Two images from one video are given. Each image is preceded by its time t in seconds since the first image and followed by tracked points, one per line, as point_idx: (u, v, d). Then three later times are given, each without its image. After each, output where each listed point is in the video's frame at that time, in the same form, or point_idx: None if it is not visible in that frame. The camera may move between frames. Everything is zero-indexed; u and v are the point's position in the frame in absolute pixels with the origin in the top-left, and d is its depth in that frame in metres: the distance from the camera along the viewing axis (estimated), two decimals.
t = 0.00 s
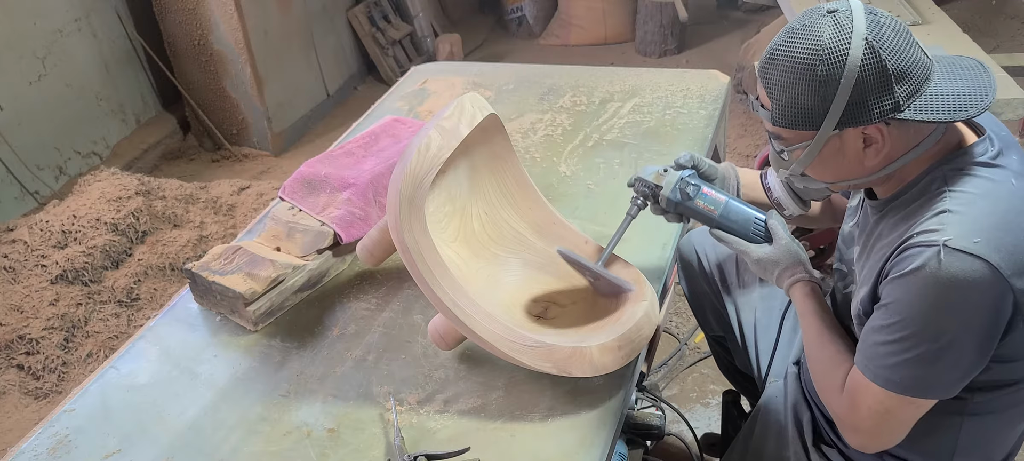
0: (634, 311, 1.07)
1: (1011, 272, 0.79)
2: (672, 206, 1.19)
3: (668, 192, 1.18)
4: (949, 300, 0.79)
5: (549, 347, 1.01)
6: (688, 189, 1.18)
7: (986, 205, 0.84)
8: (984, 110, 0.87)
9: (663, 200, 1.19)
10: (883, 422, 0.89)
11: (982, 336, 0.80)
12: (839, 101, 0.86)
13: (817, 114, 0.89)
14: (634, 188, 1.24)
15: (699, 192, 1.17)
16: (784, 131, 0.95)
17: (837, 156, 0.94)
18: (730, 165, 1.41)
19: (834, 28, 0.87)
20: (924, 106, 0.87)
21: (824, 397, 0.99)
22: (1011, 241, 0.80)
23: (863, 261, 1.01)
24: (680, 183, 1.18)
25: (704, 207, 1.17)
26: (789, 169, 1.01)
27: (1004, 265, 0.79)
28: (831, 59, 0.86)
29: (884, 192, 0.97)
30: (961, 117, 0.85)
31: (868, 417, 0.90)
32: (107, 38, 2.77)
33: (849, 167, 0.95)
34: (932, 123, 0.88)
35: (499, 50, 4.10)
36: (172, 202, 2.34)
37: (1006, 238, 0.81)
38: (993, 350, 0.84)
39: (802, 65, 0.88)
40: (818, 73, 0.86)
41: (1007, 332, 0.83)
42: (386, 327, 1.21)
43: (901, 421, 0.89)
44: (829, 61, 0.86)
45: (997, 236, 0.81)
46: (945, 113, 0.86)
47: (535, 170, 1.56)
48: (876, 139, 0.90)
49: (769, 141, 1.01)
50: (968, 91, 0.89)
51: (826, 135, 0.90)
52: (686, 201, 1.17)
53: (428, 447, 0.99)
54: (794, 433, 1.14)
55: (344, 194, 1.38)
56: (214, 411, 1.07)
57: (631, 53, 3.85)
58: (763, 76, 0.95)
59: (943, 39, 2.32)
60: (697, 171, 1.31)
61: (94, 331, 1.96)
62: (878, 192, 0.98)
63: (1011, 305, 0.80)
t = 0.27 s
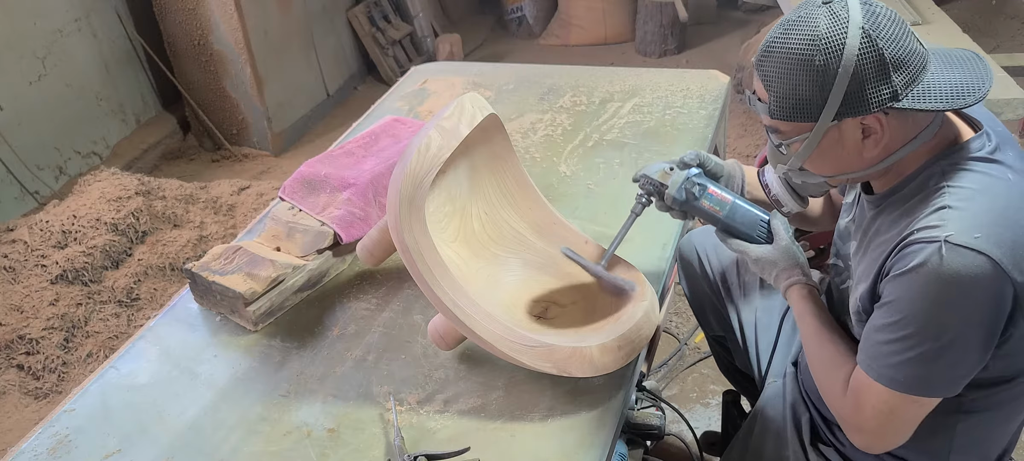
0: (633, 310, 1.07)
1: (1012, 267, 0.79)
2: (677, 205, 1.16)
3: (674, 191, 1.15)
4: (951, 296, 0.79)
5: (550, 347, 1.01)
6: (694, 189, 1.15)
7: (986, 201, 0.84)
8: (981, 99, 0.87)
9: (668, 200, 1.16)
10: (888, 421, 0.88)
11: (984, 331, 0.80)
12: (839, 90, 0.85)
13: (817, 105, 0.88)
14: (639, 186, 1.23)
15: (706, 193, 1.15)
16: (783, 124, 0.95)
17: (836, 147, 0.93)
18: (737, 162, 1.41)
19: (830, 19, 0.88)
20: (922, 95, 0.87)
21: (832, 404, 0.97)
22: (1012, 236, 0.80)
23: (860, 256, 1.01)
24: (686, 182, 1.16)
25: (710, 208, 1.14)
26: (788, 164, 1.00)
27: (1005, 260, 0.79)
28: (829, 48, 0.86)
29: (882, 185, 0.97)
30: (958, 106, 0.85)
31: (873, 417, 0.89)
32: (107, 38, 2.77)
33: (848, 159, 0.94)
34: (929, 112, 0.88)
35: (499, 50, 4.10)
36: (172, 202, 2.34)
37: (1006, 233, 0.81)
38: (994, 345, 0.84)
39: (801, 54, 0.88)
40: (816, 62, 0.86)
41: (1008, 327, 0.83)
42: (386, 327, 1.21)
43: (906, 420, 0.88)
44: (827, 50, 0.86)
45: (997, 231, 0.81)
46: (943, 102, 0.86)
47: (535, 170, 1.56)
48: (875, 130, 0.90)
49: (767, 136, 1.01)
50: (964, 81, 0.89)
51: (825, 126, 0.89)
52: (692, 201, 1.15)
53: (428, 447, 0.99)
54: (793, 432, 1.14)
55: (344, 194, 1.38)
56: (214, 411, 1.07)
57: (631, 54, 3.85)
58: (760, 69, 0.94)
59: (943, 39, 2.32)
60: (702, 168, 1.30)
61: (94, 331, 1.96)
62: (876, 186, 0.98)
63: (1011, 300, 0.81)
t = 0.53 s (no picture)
0: (635, 311, 1.08)
1: None
2: (678, 235, 1.15)
3: (677, 220, 1.13)
4: (972, 302, 0.77)
5: (550, 347, 1.01)
6: (697, 219, 1.14)
7: (996, 199, 0.82)
8: (981, 93, 0.83)
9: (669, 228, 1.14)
10: (920, 437, 0.86)
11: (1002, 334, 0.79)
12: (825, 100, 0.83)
13: (807, 115, 0.86)
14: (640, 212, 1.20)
15: (708, 224, 1.14)
16: (776, 134, 0.93)
17: (834, 153, 0.91)
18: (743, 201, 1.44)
19: (813, 27, 0.85)
20: (917, 94, 0.83)
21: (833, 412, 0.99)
22: None
23: (864, 259, 0.99)
24: (690, 212, 1.14)
25: (711, 240, 1.14)
26: (788, 170, 0.97)
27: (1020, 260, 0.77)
28: (812, 59, 0.83)
29: (883, 186, 0.95)
30: (954, 103, 0.82)
31: (903, 435, 0.87)
32: (107, 38, 2.76)
33: (846, 163, 0.92)
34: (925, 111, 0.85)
35: (499, 50, 4.10)
36: (172, 202, 2.34)
37: (1019, 231, 0.79)
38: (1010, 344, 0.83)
39: (784, 68, 0.86)
40: (800, 75, 0.84)
41: (1022, 325, 0.82)
42: (386, 327, 1.21)
43: (937, 434, 0.86)
44: (810, 61, 0.83)
45: (1009, 229, 0.79)
46: (937, 100, 0.83)
47: (535, 170, 1.55)
48: (870, 134, 0.87)
49: (765, 144, 0.99)
50: (961, 74, 0.86)
51: (816, 135, 0.87)
52: (695, 232, 1.13)
53: (428, 447, 0.99)
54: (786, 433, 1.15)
55: (344, 194, 1.38)
56: (214, 411, 1.07)
57: (631, 53, 3.85)
58: (749, 82, 0.93)
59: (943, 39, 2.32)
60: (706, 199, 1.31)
61: (94, 331, 1.96)
62: (878, 187, 0.95)
63: None
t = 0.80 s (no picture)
0: (635, 311, 1.09)
1: None
2: (670, 241, 1.18)
3: (669, 225, 1.17)
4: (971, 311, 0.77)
5: (550, 347, 1.01)
6: (688, 226, 1.18)
7: (1000, 207, 0.82)
8: (982, 98, 0.83)
9: (661, 233, 1.18)
10: (913, 442, 0.86)
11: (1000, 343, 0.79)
12: (823, 111, 0.83)
13: (805, 125, 0.86)
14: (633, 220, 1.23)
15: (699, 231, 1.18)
16: (776, 143, 0.92)
17: (834, 160, 0.90)
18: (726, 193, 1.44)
19: (807, 37, 0.84)
20: (916, 100, 0.83)
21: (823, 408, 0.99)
22: None
23: (864, 259, 0.99)
24: (681, 219, 1.18)
25: (702, 246, 1.18)
26: (790, 177, 0.97)
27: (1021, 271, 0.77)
28: (807, 71, 0.83)
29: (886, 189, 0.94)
30: (955, 109, 0.82)
31: (896, 439, 0.87)
32: (107, 38, 2.76)
33: (848, 170, 0.91)
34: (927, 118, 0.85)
35: (499, 50, 4.10)
36: (172, 202, 2.34)
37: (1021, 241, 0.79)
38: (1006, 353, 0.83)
39: (780, 79, 0.86)
40: (795, 87, 0.84)
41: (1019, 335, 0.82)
42: (386, 327, 1.21)
43: (930, 439, 0.86)
44: (804, 73, 0.83)
45: (1012, 239, 0.79)
46: (937, 107, 0.82)
47: (535, 170, 1.55)
48: (871, 141, 0.86)
49: (766, 151, 0.99)
50: (962, 78, 0.85)
51: (815, 144, 0.87)
52: (686, 238, 1.18)
53: (428, 447, 0.99)
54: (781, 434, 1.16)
55: (344, 194, 1.38)
56: (214, 411, 1.07)
57: (631, 53, 3.85)
58: (748, 91, 0.93)
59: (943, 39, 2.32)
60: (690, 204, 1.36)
61: (95, 331, 1.96)
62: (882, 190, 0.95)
63: None
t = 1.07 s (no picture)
0: (634, 311, 1.08)
1: (1011, 279, 0.77)
2: (679, 216, 1.20)
3: (676, 202, 1.18)
4: (948, 303, 0.77)
5: (550, 347, 1.01)
6: (696, 200, 1.19)
7: (992, 207, 0.81)
8: (981, 100, 0.83)
9: (670, 209, 1.20)
10: (876, 424, 0.87)
11: (976, 340, 0.79)
12: (822, 108, 0.83)
13: (804, 123, 0.86)
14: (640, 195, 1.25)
15: (707, 204, 1.18)
16: (776, 139, 0.93)
17: (833, 158, 0.90)
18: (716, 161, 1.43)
19: (809, 35, 0.84)
20: (915, 101, 0.83)
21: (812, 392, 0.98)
22: (1014, 245, 0.79)
23: (861, 248, 0.99)
24: (689, 194, 1.19)
25: (711, 220, 1.18)
26: (789, 173, 0.97)
27: (1005, 271, 0.77)
28: (808, 68, 0.83)
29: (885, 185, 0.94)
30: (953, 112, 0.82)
31: (859, 417, 0.88)
32: (106, 38, 2.76)
33: (847, 167, 0.92)
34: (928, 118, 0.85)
35: (499, 50, 4.10)
36: (172, 202, 2.34)
37: (1009, 243, 0.79)
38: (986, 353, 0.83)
39: (781, 76, 0.86)
40: (796, 85, 0.84)
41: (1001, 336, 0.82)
42: (386, 327, 1.21)
43: (896, 424, 0.87)
44: (805, 72, 0.83)
45: (1000, 240, 0.79)
46: (936, 109, 0.83)
47: (535, 170, 1.56)
48: (869, 141, 0.86)
49: (766, 148, 0.99)
50: (962, 80, 0.85)
51: (815, 140, 0.87)
52: (695, 212, 1.18)
53: (428, 447, 0.99)
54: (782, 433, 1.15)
55: (344, 194, 1.38)
56: (214, 411, 1.07)
57: (631, 53, 3.85)
58: (749, 87, 0.93)
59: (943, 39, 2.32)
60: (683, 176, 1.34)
61: (95, 331, 1.96)
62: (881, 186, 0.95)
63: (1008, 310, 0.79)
